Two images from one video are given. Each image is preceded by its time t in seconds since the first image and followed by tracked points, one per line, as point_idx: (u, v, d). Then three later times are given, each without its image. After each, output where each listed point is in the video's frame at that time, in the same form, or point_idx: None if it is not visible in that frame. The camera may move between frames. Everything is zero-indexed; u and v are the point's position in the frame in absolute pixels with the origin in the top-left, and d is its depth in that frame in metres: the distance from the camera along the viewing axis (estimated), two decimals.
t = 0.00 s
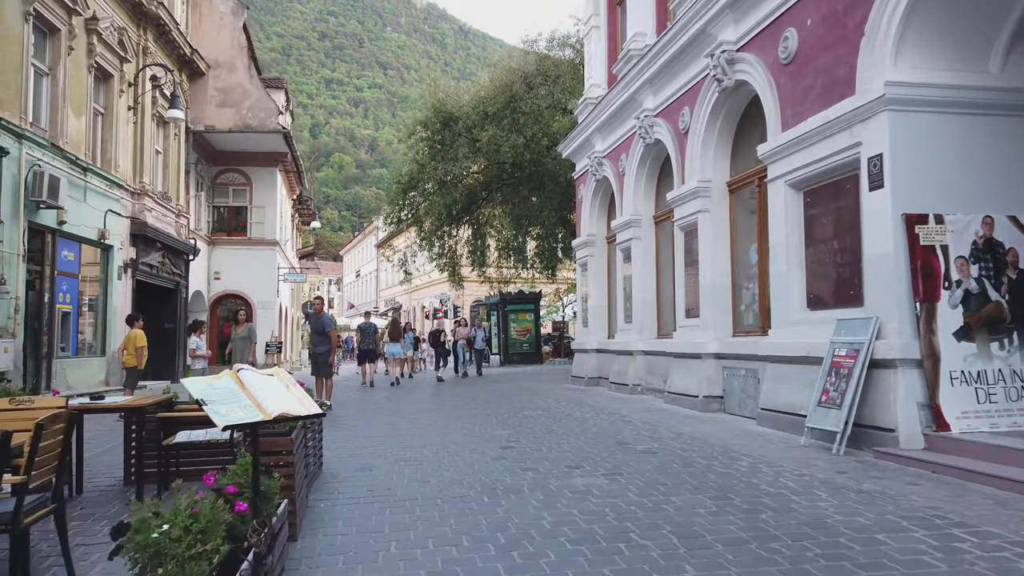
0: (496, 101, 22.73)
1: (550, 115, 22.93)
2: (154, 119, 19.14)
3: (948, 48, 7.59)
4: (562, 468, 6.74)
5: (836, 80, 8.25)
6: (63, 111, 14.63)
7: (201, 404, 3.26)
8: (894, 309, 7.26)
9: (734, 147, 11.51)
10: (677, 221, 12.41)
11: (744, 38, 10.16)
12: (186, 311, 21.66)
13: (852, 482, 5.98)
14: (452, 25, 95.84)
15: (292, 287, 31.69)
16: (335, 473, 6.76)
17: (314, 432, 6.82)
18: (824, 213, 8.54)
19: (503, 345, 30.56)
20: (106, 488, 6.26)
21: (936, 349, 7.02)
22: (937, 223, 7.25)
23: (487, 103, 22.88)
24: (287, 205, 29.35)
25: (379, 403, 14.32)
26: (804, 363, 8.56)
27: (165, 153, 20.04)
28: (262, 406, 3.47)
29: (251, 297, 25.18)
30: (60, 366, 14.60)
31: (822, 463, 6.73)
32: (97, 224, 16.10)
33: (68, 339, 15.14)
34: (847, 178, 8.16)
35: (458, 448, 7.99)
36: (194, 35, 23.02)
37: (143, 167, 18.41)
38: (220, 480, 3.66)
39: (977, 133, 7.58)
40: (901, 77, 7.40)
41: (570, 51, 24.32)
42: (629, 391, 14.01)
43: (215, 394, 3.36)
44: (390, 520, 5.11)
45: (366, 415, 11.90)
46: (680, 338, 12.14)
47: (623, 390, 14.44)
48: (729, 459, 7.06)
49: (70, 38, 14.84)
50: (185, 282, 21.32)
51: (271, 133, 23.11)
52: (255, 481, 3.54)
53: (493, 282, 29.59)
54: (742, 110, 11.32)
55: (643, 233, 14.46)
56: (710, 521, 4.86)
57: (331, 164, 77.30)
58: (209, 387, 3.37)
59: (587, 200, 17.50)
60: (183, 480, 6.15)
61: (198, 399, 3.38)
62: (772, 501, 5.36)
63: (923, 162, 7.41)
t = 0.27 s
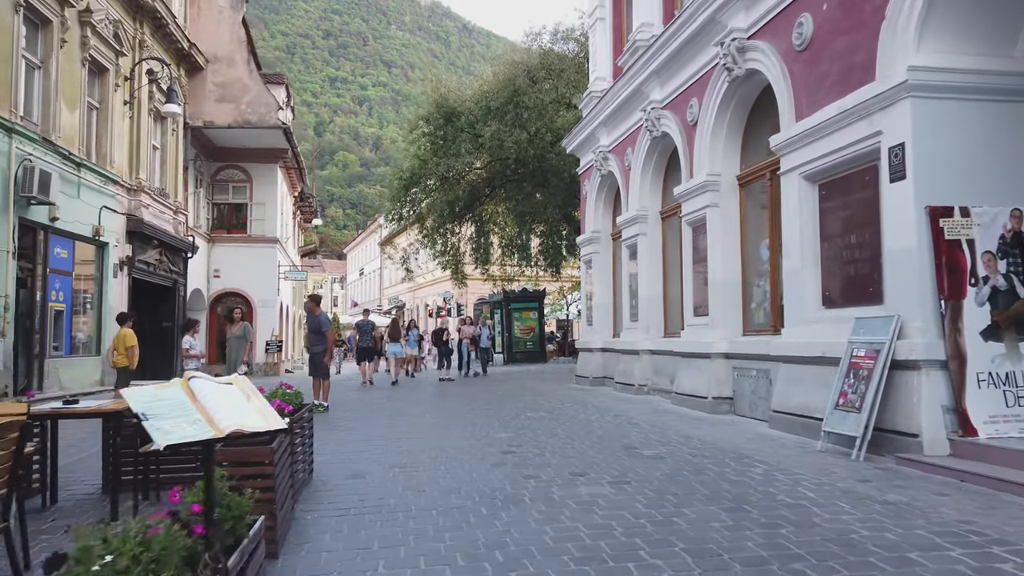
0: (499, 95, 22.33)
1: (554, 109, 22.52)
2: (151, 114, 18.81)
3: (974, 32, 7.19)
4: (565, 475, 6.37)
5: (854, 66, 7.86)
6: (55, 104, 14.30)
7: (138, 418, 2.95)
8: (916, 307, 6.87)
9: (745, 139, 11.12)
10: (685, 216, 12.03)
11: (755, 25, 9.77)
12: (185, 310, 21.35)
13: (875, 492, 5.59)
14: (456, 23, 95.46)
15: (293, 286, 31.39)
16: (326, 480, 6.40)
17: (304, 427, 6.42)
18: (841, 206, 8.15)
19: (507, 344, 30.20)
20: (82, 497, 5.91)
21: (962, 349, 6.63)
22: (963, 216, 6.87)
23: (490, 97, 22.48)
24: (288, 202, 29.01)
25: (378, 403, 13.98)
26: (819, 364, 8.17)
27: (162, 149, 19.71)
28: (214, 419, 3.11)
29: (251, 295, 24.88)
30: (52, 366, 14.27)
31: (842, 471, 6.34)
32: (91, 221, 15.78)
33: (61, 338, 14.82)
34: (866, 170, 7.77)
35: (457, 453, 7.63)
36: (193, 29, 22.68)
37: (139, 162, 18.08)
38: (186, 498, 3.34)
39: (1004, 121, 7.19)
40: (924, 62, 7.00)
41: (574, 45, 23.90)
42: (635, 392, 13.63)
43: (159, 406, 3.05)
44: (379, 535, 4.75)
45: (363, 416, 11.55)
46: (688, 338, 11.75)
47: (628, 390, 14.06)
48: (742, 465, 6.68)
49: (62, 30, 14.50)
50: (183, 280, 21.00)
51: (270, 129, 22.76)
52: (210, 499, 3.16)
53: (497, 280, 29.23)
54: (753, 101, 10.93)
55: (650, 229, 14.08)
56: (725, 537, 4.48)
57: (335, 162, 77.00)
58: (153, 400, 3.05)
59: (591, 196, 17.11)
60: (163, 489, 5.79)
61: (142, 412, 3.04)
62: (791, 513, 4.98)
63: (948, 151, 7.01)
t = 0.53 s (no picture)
0: (499, 87, 21.93)
1: (556, 102, 22.13)
2: (144, 107, 18.47)
3: (995, 11, 6.80)
4: (564, 480, 6.02)
5: (868, 49, 7.49)
6: (44, 96, 13.95)
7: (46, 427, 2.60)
8: (935, 301, 6.50)
9: (751, 129, 10.75)
10: (689, 209, 11.65)
11: (763, 9, 9.40)
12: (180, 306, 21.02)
13: (894, 499, 5.23)
14: (458, 19, 94.99)
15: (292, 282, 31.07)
16: (311, 485, 6.06)
17: (288, 428, 6.06)
18: (853, 196, 7.77)
19: (508, 341, 29.86)
20: (52, 503, 5.58)
21: (984, 346, 6.27)
22: (985, 205, 6.51)
23: (490, 90, 22.10)
24: (286, 198, 28.67)
25: (374, 401, 13.65)
26: (831, 361, 7.80)
27: (157, 143, 19.38)
28: (136, 430, 2.75)
29: (248, 291, 24.57)
30: (41, 364, 13.95)
31: (857, 475, 5.99)
32: (82, 215, 15.45)
33: (51, 335, 14.50)
34: (880, 158, 7.40)
35: (451, 455, 7.28)
36: (188, 21, 22.33)
37: (132, 156, 17.75)
38: (136, 511, 2.97)
39: None
40: (943, 42, 6.62)
41: (575, 37, 23.50)
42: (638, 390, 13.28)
43: (72, 413, 2.69)
44: (362, 546, 4.40)
45: (358, 415, 11.22)
46: (693, 334, 11.39)
47: (631, 388, 13.71)
48: (751, 468, 6.33)
49: (51, 20, 14.16)
50: (179, 276, 20.67)
51: (267, 123, 22.40)
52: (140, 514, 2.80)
53: (498, 276, 28.89)
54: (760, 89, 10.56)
55: (653, 223, 13.72)
56: (736, 550, 4.13)
57: (336, 159, 76.68)
58: (68, 408, 2.69)
59: (592, 190, 16.75)
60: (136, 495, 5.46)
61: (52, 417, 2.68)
62: (807, 523, 4.63)
63: (968, 136, 6.64)
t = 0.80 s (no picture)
0: (499, 83, 21.53)
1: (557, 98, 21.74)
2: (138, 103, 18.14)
3: None
4: (564, 492, 5.66)
5: (883, 36, 7.11)
6: (32, 91, 13.61)
7: None
8: (957, 301, 6.13)
9: (758, 122, 10.38)
10: (694, 205, 11.27)
11: None
12: (176, 306, 20.68)
13: (919, 515, 4.87)
14: (459, 17, 94.59)
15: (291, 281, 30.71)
16: (295, 498, 5.70)
17: (270, 436, 5.69)
18: (868, 191, 7.40)
19: (509, 340, 29.51)
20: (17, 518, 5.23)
21: (1010, 349, 5.93)
22: (1010, 200, 6.16)
23: (490, 85, 21.71)
24: (285, 196, 28.31)
25: (370, 404, 13.30)
26: (845, 364, 7.42)
27: (151, 140, 19.05)
28: (21, 471, 2.79)
29: (245, 290, 24.23)
30: (30, 365, 13.62)
31: (876, 487, 5.62)
32: (72, 213, 15.11)
33: (40, 336, 14.18)
34: (896, 150, 7.03)
35: (445, 463, 6.92)
36: (183, 16, 21.98)
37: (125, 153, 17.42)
38: (72, 545, 2.60)
39: None
40: (965, 26, 6.24)
41: (576, 31, 23.09)
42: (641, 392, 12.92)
43: None
44: (342, 570, 4.04)
45: (353, 418, 10.87)
46: (698, 335, 11.02)
47: (634, 390, 13.34)
48: (762, 479, 5.97)
49: (39, 13, 13.81)
50: (174, 275, 20.33)
51: (264, 120, 22.05)
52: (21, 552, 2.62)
53: (499, 275, 28.53)
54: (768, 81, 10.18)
55: (656, 220, 13.34)
56: None
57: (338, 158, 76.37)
58: None
59: (594, 187, 16.38)
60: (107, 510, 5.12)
61: None
62: (826, 544, 4.26)
63: (992, 126, 6.27)
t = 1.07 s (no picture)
0: (501, 78, 21.15)
1: (560, 93, 21.40)
2: (132, 98, 17.83)
3: None
4: (565, 502, 5.30)
5: (901, 20, 6.75)
6: (21, 84, 13.30)
7: None
8: (984, 299, 5.77)
9: (767, 114, 10.02)
10: (700, 201, 10.91)
11: None
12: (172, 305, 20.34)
13: (949, 529, 4.50)
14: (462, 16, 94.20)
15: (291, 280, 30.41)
16: (279, 508, 5.36)
17: (251, 443, 5.34)
18: (885, 183, 7.05)
19: (511, 341, 29.17)
20: None
21: None
22: None
23: (491, 81, 21.36)
24: (284, 194, 28.01)
25: (368, 404, 12.97)
26: (862, 365, 7.05)
27: (146, 136, 18.75)
28: None
29: (244, 290, 23.90)
30: (18, 365, 13.32)
31: (900, 497, 5.26)
32: (63, 210, 14.80)
33: (29, 335, 13.89)
34: (916, 140, 6.68)
35: (441, 469, 6.57)
36: (180, 11, 21.68)
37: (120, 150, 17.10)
38: None
39: None
40: (990, 6, 5.88)
41: (579, 26, 22.72)
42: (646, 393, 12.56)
43: None
44: None
45: (349, 420, 10.54)
46: (705, 335, 10.66)
47: (638, 391, 12.98)
48: (776, 487, 5.61)
49: (29, 5, 13.50)
50: (170, 273, 20.01)
51: (262, 116, 21.73)
52: None
53: (501, 274, 28.19)
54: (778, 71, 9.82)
55: (661, 217, 12.99)
56: None
57: (341, 157, 76.14)
58: None
59: (598, 183, 16.02)
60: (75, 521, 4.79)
61: None
62: (850, 562, 3.91)
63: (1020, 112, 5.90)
